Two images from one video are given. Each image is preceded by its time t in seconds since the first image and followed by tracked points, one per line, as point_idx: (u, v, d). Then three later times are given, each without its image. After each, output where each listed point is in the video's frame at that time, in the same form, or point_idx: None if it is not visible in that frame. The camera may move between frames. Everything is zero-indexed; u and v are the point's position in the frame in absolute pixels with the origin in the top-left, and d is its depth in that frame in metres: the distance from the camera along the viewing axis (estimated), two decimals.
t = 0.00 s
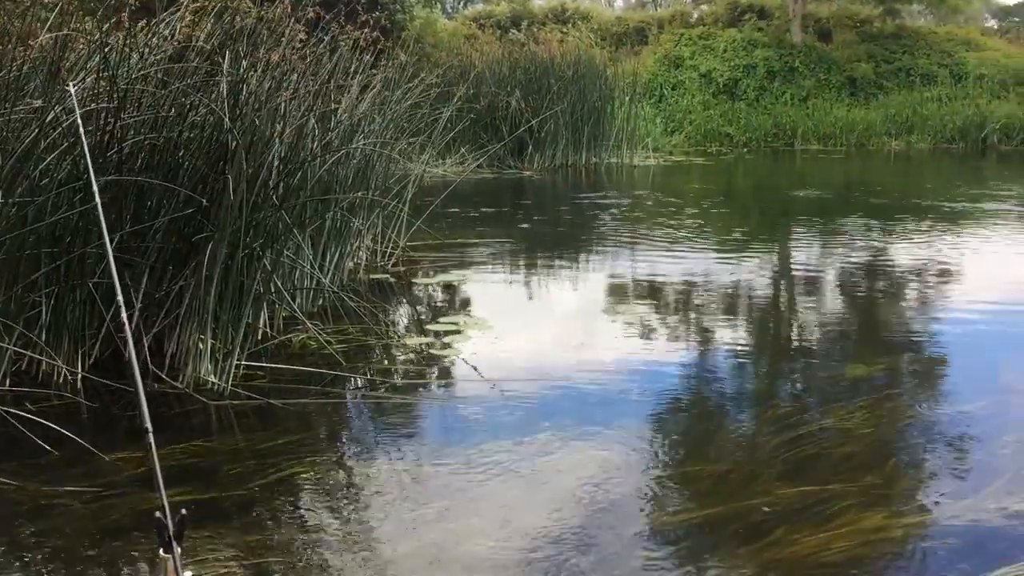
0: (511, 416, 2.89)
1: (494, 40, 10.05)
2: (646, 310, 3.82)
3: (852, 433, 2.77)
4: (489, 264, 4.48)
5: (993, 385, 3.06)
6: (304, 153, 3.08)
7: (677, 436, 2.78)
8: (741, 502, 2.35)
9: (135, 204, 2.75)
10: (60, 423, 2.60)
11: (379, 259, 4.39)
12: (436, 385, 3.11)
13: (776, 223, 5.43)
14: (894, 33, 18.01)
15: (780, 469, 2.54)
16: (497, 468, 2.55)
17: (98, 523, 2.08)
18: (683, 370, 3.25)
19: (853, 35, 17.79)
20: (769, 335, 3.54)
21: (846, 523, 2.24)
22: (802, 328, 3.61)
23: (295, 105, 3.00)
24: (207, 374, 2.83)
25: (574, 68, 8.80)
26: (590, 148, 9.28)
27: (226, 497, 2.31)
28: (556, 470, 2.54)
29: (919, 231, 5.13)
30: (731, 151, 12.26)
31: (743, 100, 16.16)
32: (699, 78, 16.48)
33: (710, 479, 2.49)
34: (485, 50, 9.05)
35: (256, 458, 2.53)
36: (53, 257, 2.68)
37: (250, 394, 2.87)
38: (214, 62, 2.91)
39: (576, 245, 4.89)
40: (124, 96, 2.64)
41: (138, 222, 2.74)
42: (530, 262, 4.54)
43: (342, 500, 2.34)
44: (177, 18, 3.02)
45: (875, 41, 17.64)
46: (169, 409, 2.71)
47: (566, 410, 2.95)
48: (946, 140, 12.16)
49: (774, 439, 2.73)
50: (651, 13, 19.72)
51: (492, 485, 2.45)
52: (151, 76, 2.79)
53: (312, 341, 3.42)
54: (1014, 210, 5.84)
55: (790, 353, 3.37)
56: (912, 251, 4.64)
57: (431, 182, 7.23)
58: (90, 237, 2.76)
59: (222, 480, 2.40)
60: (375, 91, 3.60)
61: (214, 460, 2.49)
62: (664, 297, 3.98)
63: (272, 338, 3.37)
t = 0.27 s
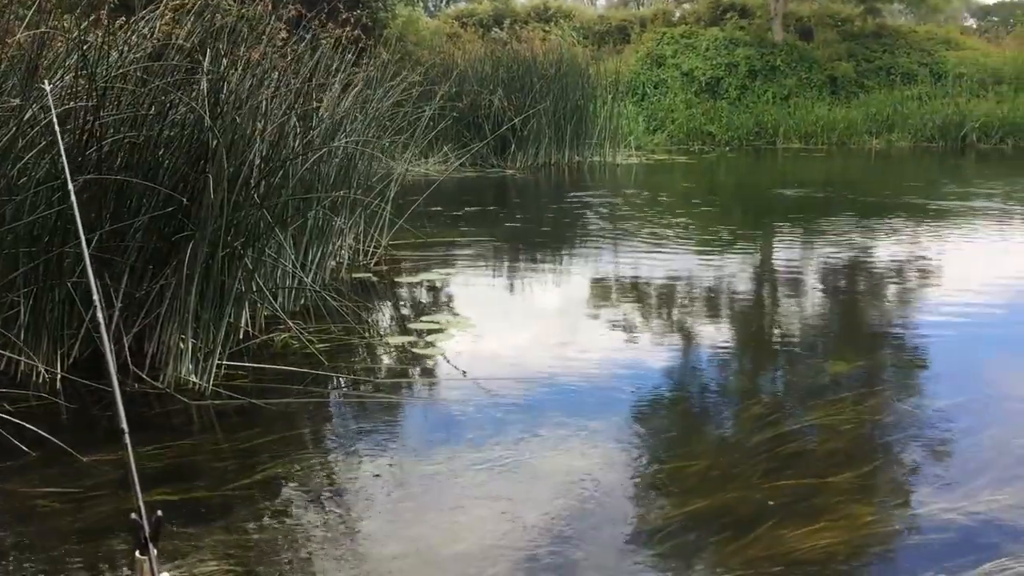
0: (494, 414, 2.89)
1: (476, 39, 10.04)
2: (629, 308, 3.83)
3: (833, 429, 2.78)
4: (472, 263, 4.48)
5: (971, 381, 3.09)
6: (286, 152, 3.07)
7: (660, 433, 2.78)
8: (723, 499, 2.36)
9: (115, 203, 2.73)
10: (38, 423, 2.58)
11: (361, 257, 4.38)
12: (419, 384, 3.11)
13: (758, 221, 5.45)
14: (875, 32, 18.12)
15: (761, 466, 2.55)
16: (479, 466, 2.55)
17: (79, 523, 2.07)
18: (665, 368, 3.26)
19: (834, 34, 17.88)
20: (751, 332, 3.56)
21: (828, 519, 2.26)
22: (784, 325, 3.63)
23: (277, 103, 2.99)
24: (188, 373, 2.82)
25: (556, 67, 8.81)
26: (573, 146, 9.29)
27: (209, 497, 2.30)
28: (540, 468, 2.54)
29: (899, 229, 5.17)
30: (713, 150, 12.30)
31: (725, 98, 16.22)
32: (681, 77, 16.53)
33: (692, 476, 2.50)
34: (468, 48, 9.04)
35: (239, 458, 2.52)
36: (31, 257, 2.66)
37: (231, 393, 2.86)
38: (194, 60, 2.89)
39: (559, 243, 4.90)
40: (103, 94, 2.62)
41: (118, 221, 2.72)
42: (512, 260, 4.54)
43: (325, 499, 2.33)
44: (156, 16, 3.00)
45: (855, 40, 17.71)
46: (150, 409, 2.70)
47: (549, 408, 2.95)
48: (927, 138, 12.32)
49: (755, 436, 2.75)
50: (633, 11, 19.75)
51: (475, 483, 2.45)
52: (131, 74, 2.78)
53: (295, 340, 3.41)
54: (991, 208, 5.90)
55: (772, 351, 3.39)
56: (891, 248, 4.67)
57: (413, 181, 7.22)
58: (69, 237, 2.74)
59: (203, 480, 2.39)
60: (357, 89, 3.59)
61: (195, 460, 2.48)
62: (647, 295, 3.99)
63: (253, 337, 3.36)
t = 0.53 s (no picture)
0: (473, 413, 2.89)
1: (456, 37, 10.03)
2: (609, 306, 3.84)
3: (811, 426, 2.80)
4: (452, 261, 4.47)
5: (948, 378, 3.11)
6: (263, 150, 3.05)
7: (639, 431, 2.79)
8: (702, 497, 2.37)
9: (90, 202, 2.71)
10: (12, 424, 2.55)
11: (340, 257, 4.36)
12: (399, 383, 3.10)
13: (736, 219, 5.48)
14: (852, 32, 18.24)
15: (740, 464, 2.56)
16: (459, 465, 2.54)
17: (52, 524, 2.05)
18: (644, 366, 3.27)
19: (811, 34, 17.98)
20: (730, 330, 3.58)
21: (804, 516, 2.27)
22: (763, 323, 3.64)
23: (254, 101, 2.97)
24: (165, 373, 2.80)
25: (536, 66, 8.82)
26: (553, 145, 9.30)
27: (186, 498, 2.29)
28: (519, 467, 2.54)
29: (876, 227, 5.21)
30: (692, 149, 12.34)
31: (704, 98, 16.27)
32: (660, 77, 16.57)
33: (671, 474, 2.51)
34: (447, 47, 9.03)
35: (216, 459, 2.50)
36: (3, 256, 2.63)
37: (209, 393, 2.84)
38: (170, 58, 2.87)
39: (539, 242, 4.90)
40: (78, 91, 2.59)
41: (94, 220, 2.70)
42: (492, 259, 4.54)
43: (303, 499, 2.32)
44: (131, 13, 2.97)
45: (833, 39, 17.81)
46: (125, 409, 2.68)
47: (528, 407, 2.95)
48: (903, 138, 12.37)
49: (733, 434, 2.76)
50: (612, 11, 19.77)
51: (454, 482, 2.45)
52: (106, 71, 2.75)
53: (273, 339, 3.39)
54: (966, 206, 5.96)
55: (751, 348, 3.40)
56: (869, 247, 4.71)
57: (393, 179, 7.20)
58: (43, 236, 2.71)
59: (180, 480, 2.37)
60: (336, 87, 3.58)
61: (172, 460, 2.47)
62: (627, 293, 4.00)
63: (231, 337, 3.34)
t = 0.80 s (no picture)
0: (452, 412, 2.89)
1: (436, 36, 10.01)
2: (589, 305, 3.85)
3: (788, 425, 2.82)
4: (433, 260, 4.46)
5: (924, 377, 3.14)
6: (241, 148, 3.03)
7: (618, 429, 2.80)
8: (683, 495, 2.38)
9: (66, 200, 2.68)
10: None
11: (320, 255, 4.35)
12: (379, 382, 3.10)
13: (715, 218, 5.50)
14: (829, 32, 18.34)
15: (718, 461, 2.58)
16: (439, 465, 2.54)
17: (28, 526, 2.04)
18: (624, 365, 3.28)
19: (789, 34, 18.07)
20: (709, 329, 3.59)
21: (781, 513, 2.29)
22: (742, 321, 3.67)
23: (232, 99, 2.96)
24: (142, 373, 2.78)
25: (516, 65, 8.82)
26: (533, 144, 9.29)
27: (164, 499, 2.27)
28: (498, 466, 2.55)
29: (854, 226, 5.24)
30: (672, 148, 12.38)
31: (684, 97, 16.29)
32: (639, 75, 16.58)
33: (649, 472, 2.52)
34: (427, 45, 9.03)
35: (195, 459, 2.49)
36: None
37: (186, 393, 2.83)
38: (147, 56, 2.85)
39: (519, 241, 4.90)
40: (53, 89, 2.57)
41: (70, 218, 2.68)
42: (472, 258, 4.53)
43: (283, 500, 2.31)
44: (107, 10, 2.95)
45: (811, 39, 17.89)
46: (102, 409, 2.66)
47: (508, 406, 2.95)
48: (880, 137, 12.39)
49: (712, 432, 2.78)
50: (592, 10, 19.78)
51: (433, 481, 2.45)
52: (82, 69, 2.73)
53: (251, 339, 3.38)
54: (942, 206, 6.01)
55: (729, 346, 3.42)
56: (847, 246, 4.74)
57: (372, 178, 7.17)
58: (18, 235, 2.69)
59: (157, 480, 2.36)
60: (315, 86, 3.56)
61: (149, 460, 2.45)
62: (607, 292, 4.01)
63: (209, 336, 3.32)
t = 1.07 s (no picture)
0: (429, 411, 2.89)
1: (413, 34, 9.98)
2: (567, 303, 3.86)
3: (764, 422, 2.84)
4: (410, 259, 4.45)
5: (898, 373, 3.17)
6: (216, 146, 3.01)
7: (595, 427, 2.81)
8: (661, 492, 2.39)
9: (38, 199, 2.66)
10: None
11: (296, 254, 4.33)
12: (356, 381, 3.09)
13: (691, 217, 5.52)
14: (804, 31, 18.46)
15: (694, 458, 2.59)
16: (416, 464, 2.54)
17: None
18: (601, 363, 3.29)
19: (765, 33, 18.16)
20: (686, 326, 3.61)
21: (757, 510, 2.31)
22: (719, 319, 3.68)
23: (206, 97, 2.94)
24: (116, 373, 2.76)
25: (493, 63, 8.81)
26: (510, 142, 9.29)
27: (139, 501, 2.25)
28: (476, 465, 2.55)
29: (829, 225, 5.28)
30: (649, 146, 12.40)
31: (661, 95, 16.28)
32: (616, 74, 16.54)
33: (626, 469, 2.53)
34: (404, 44, 9.01)
35: (171, 461, 2.47)
36: None
37: (161, 394, 2.81)
38: (120, 53, 2.83)
39: (496, 240, 4.90)
40: (24, 86, 2.54)
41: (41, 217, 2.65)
42: (450, 257, 4.53)
43: (261, 500, 2.30)
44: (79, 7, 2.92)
45: (786, 38, 17.97)
46: (74, 411, 2.63)
47: (485, 404, 2.95)
48: (855, 136, 12.55)
49: (688, 429, 2.79)
50: (568, 8, 19.77)
51: (410, 480, 2.44)
52: (53, 66, 2.70)
53: (227, 339, 3.36)
54: (916, 204, 6.06)
55: (706, 344, 3.44)
56: (823, 244, 4.77)
57: (349, 177, 7.14)
58: None
59: (132, 481, 2.34)
60: (291, 84, 3.55)
61: (123, 461, 2.43)
62: (585, 290, 4.02)
63: (184, 336, 3.29)
